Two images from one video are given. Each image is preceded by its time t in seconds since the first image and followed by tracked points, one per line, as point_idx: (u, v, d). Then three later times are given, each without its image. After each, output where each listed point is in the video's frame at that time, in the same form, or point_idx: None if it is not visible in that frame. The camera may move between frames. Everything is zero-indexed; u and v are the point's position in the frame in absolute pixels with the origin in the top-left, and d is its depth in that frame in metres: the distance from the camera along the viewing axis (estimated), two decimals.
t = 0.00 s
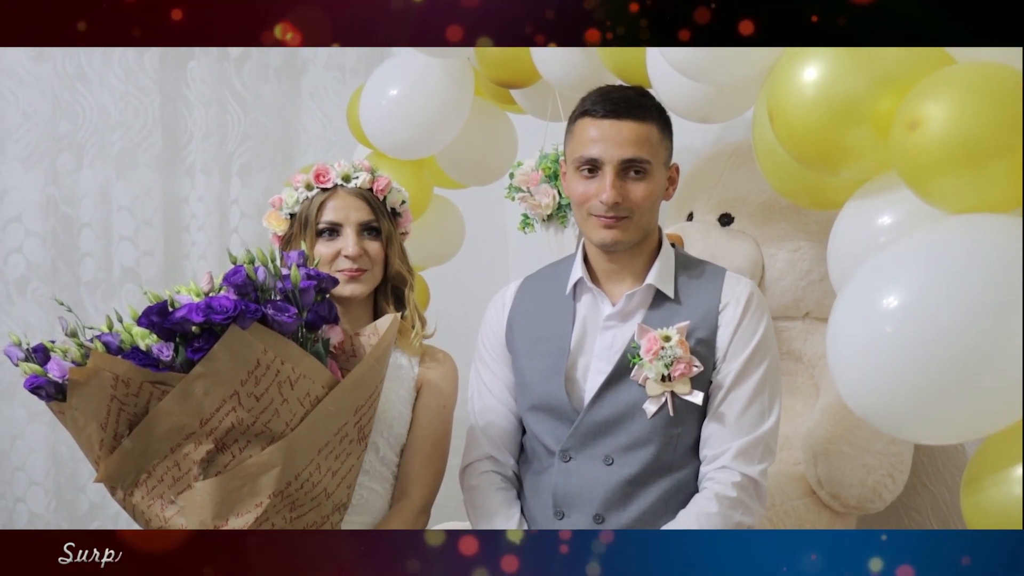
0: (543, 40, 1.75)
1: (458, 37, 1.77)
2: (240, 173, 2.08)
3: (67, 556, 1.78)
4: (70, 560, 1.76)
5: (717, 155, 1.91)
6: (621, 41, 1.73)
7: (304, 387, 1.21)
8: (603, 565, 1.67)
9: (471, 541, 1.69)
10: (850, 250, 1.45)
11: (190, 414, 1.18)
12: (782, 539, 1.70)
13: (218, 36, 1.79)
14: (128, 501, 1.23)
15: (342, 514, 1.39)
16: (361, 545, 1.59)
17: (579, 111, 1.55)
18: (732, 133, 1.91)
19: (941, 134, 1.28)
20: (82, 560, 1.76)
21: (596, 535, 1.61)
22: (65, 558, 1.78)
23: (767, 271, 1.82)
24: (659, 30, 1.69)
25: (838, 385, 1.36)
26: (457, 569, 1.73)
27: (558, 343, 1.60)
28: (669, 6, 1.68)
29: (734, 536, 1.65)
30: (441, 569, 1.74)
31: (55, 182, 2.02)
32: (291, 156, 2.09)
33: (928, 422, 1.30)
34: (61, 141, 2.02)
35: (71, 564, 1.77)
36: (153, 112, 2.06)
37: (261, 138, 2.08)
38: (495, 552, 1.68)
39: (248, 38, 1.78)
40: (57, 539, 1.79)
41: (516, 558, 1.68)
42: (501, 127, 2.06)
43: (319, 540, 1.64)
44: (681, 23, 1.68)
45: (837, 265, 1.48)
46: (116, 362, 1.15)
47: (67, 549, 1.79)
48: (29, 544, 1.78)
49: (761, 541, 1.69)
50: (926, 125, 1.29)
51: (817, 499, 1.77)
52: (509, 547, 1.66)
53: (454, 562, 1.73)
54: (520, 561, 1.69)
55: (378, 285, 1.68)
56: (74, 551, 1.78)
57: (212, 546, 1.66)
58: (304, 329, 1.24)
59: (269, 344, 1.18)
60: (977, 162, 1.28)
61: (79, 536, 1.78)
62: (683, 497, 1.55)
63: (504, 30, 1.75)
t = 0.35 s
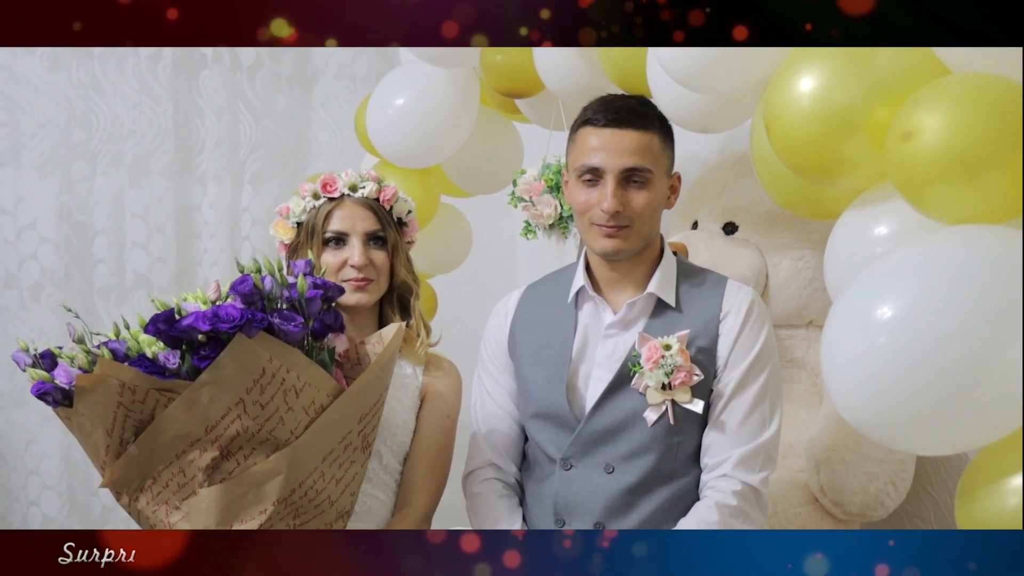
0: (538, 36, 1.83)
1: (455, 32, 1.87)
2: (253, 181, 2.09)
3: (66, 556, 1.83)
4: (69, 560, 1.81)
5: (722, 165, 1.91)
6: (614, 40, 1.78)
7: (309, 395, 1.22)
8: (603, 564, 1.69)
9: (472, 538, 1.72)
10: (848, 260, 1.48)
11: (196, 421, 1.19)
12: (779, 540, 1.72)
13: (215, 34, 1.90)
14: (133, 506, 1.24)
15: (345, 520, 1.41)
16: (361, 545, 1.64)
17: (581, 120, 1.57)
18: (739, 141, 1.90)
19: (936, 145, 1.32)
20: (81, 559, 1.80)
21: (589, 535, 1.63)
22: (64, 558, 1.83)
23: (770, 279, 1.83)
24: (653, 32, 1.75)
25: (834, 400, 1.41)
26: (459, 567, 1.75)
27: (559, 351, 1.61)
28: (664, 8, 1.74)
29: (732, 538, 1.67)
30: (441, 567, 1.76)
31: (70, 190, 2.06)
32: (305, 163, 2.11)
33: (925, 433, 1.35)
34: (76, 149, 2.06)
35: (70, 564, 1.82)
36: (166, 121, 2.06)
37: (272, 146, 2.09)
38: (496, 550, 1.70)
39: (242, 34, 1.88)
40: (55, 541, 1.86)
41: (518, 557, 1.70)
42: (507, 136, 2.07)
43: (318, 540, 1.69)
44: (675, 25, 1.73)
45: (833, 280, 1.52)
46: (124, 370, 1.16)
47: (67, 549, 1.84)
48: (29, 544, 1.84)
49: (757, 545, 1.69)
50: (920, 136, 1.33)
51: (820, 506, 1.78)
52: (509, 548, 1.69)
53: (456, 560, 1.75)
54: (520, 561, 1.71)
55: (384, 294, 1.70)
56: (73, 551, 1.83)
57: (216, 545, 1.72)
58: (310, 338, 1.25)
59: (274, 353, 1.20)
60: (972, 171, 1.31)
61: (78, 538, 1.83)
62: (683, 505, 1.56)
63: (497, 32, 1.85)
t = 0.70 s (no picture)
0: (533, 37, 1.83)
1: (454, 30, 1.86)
2: (251, 184, 2.08)
3: (65, 557, 1.83)
4: (70, 560, 1.79)
5: (721, 168, 1.89)
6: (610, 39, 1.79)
7: (301, 400, 1.21)
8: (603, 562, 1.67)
9: (474, 536, 1.69)
10: (846, 265, 1.48)
11: (187, 426, 1.18)
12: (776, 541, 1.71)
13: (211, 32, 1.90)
14: (124, 512, 1.23)
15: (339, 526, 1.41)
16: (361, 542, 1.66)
17: (575, 125, 1.56)
18: (738, 145, 1.90)
19: (933, 148, 1.31)
20: (80, 560, 1.79)
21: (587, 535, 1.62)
22: (65, 558, 1.81)
23: (769, 284, 1.82)
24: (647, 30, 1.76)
25: (828, 406, 1.41)
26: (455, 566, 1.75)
27: (555, 356, 1.60)
28: (659, 7, 1.75)
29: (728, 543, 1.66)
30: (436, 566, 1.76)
31: (67, 193, 2.05)
32: (303, 167, 2.09)
33: (920, 442, 1.35)
34: (73, 152, 2.05)
35: (71, 564, 1.80)
36: (165, 123, 2.06)
37: (271, 149, 2.07)
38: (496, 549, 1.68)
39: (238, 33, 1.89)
40: (56, 539, 1.84)
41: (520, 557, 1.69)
42: (505, 139, 2.07)
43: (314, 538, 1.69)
44: (669, 25, 1.75)
45: (829, 285, 1.52)
46: (114, 375, 1.16)
47: (68, 549, 1.82)
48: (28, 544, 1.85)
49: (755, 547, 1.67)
50: (917, 141, 1.33)
51: (817, 512, 1.77)
52: (511, 544, 1.67)
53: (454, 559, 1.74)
54: (521, 559, 1.69)
55: (377, 298, 1.70)
56: (73, 551, 1.81)
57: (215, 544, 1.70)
58: (303, 342, 1.25)
59: (266, 357, 1.19)
60: (969, 177, 1.31)
61: (79, 538, 1.81)
62: (680, 512, 1.55)
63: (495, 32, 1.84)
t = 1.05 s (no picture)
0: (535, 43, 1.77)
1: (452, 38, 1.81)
2: (259, 188, 2.08)
3: (67, 556, 1.79)
4: (70, 561, 1.77)
5: (731, 171, 1.89)
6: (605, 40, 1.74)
7: (309, 405, 1.21)
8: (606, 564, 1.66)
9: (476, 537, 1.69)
10: (853, 269, 1.48)
11: (195, 432, 1.18)
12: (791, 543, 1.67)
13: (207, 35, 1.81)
14: (132, 517, 1.23)
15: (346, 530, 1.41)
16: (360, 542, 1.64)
17: (582, 128, 1.56)
18: (747, 148, 1.89)
19: (943, 152, 1.30)
20: (81, 559, 1.76)
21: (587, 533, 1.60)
22: (65, 558, 1.79)
23: (779, 287, 1.81)
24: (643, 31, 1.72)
25: (838, 410, 1.40)
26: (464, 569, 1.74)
27: (563, 360, 1.60)
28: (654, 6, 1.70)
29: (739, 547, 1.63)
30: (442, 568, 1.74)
31: (76, 197, 2.05)
32: (311, 170, 2.10)
33: (931, 448, 1.34)
34: (82, 156, 2.05)
35: (71, 564, 1.77)
36: (174, 127, 2.06)
37: (279, 151, 2.08)
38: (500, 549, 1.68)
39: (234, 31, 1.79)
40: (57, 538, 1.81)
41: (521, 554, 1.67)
42: (512, 141, 2.06)
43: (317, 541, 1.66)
44: (664, 25, 1.70)
45: (839, 287, 1.51)
46: (122, 381, 1.15)
47: (67, 549, 1.80)
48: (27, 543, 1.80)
49: (768, 547, 1.63)
50: (927, 144, 1.32)
51: (828, 516, 1.76)
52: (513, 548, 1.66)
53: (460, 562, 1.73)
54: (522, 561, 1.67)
55: (383, 302, 1.70)
56: (73, 551, 1.79)
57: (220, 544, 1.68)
58: (311, 347, 1.24)
59: (274, 362, 1.19)
60: (979, 180, 1.30)
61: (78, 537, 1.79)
62: (689, 516, 1.54)
63: (491, 33, 1.77)
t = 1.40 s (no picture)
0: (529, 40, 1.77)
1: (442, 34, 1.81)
2: (260, 193, 2.08)
3: (67, 556, 1.78)
4: (70, 560, 1.76)
5: (731, 174, 1.89)
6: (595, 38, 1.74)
7: (309, 412, 1.21)
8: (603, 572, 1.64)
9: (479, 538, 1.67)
10: (854, 273, 1.48)
11: (195, 440, 1.18)
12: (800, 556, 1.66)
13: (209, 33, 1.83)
14: (133, 524, 1.23)
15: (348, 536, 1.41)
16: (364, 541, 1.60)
17: (577, 138, 1.56)
18: (749, 151, 1.89)
19: (943, 156, 1.30)
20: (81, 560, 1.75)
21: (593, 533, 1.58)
22: (65, 557, 1.78)
23: (780, 290, 1.80)
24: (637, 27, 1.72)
25: (840, 415, 1.40)
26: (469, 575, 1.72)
27: (566, 363, 1.60)
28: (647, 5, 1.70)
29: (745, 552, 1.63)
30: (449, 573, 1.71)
31: (77, 204, 2.05)
32: (311, 176, 2.11)
33: (932, 452, 1.34)
34: (83, 162, 2.04)
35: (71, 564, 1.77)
36: (174, 133, 2.05)
37: (280, 156, 2.08)
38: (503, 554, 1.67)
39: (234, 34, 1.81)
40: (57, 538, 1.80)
41: (525, 552, 1.65)
42: (513, 146, 2.07)
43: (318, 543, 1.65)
44: (657, 26, 1.70)
45: (840, 288, 1.51)
46: (122, 390, 1.15)
47: (67, 549, 1.79)
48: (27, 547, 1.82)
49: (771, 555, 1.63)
50: (926, 148, 1.32)
51: (830, 519, 1.76)
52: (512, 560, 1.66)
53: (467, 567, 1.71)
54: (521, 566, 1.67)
55: (383, 307, 1.70)
56: (73, 551, 1.78)
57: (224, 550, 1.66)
58: (310, 354, 1.24)
59: (274, 370, 1.19)
60: (980, 184, 1.30)
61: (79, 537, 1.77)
62: (691, 520, 1.55)
63: (485, 32, 1.77)
